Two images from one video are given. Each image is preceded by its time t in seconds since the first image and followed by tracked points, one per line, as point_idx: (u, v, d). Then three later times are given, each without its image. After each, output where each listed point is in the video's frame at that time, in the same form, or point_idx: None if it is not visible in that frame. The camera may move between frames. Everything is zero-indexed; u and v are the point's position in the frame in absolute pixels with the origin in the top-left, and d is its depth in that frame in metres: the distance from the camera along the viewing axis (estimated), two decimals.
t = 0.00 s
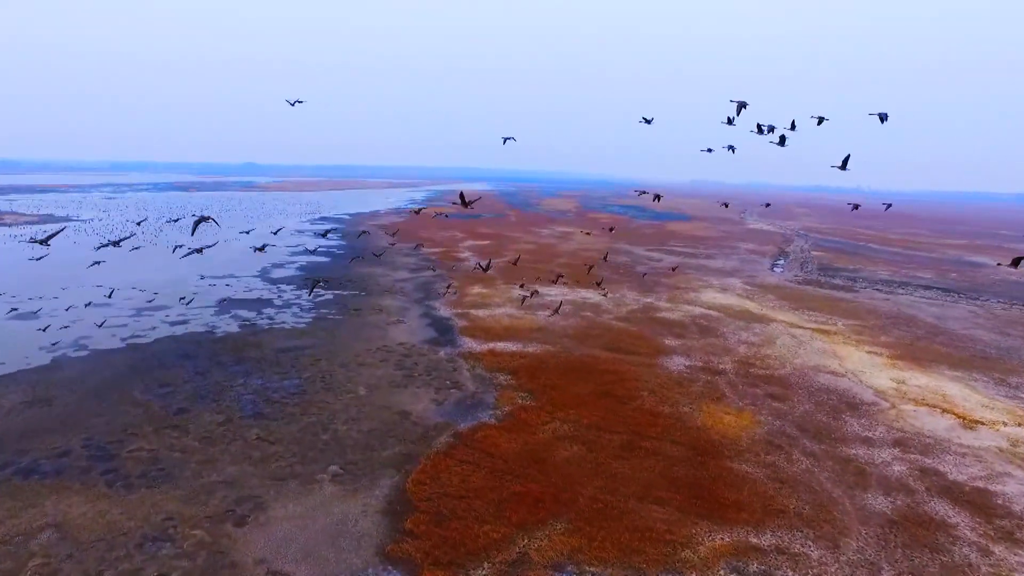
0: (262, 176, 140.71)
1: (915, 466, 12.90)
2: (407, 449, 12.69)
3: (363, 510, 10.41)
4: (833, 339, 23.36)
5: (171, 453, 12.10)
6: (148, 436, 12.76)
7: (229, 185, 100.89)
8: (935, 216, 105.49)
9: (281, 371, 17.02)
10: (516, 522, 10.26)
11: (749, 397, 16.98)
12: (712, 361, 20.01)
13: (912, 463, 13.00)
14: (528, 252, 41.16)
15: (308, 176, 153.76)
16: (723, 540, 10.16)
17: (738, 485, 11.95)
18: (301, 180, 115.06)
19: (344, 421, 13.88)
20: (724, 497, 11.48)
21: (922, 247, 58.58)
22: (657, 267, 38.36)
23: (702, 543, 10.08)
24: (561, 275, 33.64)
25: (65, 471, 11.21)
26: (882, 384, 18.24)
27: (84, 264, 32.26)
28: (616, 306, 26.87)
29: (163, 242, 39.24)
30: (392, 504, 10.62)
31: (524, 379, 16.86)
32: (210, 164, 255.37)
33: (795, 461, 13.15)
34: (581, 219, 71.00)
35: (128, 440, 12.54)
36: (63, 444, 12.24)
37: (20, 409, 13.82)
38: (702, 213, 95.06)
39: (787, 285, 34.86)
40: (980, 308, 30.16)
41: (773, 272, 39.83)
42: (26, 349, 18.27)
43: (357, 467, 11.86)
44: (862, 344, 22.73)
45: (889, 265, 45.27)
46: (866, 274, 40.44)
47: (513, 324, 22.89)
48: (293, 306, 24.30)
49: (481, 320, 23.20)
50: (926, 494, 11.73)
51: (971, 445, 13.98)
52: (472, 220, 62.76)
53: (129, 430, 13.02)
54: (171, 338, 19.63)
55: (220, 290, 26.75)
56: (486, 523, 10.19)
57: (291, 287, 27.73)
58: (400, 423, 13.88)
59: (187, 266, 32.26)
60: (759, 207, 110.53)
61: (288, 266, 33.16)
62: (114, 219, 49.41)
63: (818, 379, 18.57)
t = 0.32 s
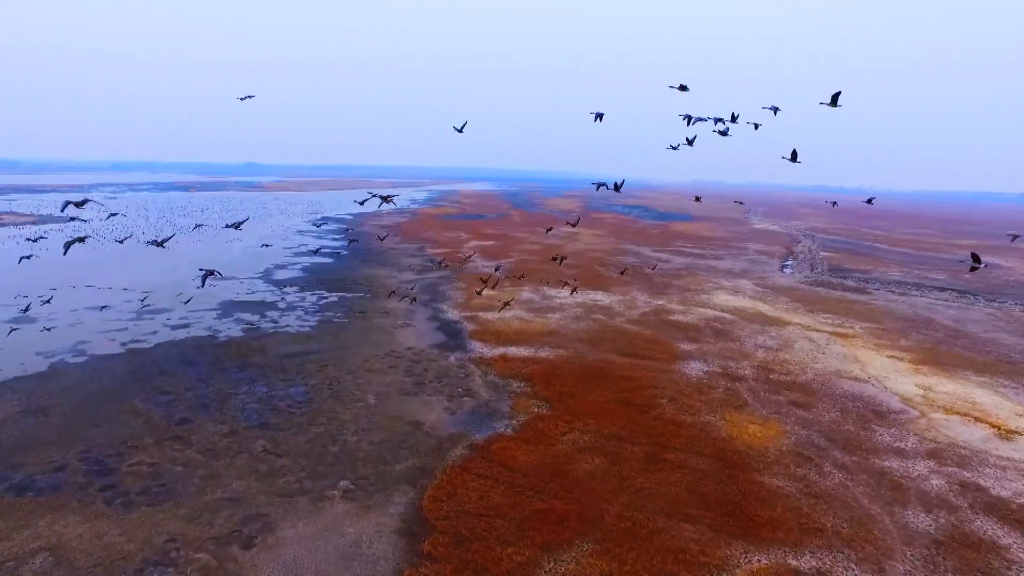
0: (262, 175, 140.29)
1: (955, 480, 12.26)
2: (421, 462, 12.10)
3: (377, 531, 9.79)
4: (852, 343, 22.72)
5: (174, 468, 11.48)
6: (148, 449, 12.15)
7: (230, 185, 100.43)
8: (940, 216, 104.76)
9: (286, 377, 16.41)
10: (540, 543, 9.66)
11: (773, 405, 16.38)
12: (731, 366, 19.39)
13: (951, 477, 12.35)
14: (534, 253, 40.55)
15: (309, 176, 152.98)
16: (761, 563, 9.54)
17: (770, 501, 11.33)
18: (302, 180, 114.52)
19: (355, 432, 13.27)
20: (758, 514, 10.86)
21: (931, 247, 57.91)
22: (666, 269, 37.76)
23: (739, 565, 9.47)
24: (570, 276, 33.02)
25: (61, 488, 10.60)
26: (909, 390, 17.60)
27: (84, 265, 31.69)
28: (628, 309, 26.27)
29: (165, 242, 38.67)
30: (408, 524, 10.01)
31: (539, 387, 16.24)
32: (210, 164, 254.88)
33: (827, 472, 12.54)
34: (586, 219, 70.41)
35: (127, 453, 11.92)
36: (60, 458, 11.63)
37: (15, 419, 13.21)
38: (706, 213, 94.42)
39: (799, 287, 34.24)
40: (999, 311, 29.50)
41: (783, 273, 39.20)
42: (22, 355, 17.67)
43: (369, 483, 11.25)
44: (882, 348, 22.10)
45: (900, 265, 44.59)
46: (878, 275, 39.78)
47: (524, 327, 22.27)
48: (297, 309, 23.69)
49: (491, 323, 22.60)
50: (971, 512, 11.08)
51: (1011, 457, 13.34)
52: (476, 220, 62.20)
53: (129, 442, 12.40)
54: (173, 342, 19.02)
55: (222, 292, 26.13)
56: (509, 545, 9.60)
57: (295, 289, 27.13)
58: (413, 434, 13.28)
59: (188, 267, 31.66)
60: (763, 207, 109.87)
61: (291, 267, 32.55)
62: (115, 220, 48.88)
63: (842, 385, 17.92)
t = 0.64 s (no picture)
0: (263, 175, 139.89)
1: (999, 496, 11.63)
2: (437, 477, 11.49)
3: (393, 554, 9.20)
4: (872, 348, 22.09)
5: (177, 483, 10.89)
6: (149, 462, 11.55)
7: (230, 185, 99.85)
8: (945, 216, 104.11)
9: (292, 384, 15.80)
10: (568, 567, 9.09)
11: (798, 413, 15.76)
12: (751, 372, 18.77)
13: (995, 494, 11.73)
14: (540, 254, 39.91)
15: (309, 177, 152.31)
16: None
17: (807, 518, 10.72)
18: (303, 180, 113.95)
19: (365, 443, 12.67)
20: (794, 532, 10.26)
21: (940, 248, 57.25)
22: (674, 270, 37.13)
23: None
24: (578, 278, 32.38)
25: (57, 506, 10.01)
26: (937, 397, 16.95)
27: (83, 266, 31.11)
28: (640, 312, 25.65)
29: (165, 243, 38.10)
30: (425, 546, 9.41)
31: (555, 395, 15.62)
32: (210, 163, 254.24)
33: (863, 485, 11.92)
34: (590, 219, 69.77)
35: (127, 467, 11.31)
36: (55, 473, 11.03)
37: (8, 430, 12.61)
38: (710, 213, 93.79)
39: (812, 288, 33.60)
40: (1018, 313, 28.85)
41: (794, 274, 38.55)
42: (17, 361, 17.06)
43: (383, 500, 10.64)
44: (904, 353, 21.47)
45: (911, 266, 43.92)
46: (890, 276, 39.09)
47: (535, 331, 21.66)
48: (302, 312, 23.08)
49: (501, 327, 21.96)
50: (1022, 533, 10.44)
51: None
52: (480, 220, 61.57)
53: (128, 455, 11.79)
54: (174, 347, 18.41)
55: (224, 294, 25.53)
56: (535, 569, 9.04)
57: (298, 292, 26.51)
58: (427, 446, 12.67)
59: (189, 269, 31.04)
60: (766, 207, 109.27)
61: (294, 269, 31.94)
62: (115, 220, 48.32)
63: (869, 392, 17.27)
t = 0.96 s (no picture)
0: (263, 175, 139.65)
1: None
2: (454, 493, 10.91)
3: None
4: (892, 353, 21.48)
5: (180, 500, 10.29)
6: (151, 478, 10.96)
7: (231, 185, 99.42)
8: (948, 215, 103.68)
9: (298, 392, 15.20)
10: None
11: (824, 422, 15.17)
12: (772, 378, 18.15)
13: None
14: (547, 256, 39.35)
15: (309, 176, 152.02)
16: None
17: (848, 538, 10.13)
18: (304, 180, 113.64)
19: (378, 456, 12.08)
20: (836, 554, 9.67)
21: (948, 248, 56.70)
22: (683, 271, 36.57)
23: None
24: (587, 280, 31.82)
25: (52, 526, 9.42)
26: (967, 406, 16.36)
27: (83, 268, 30.52)
28: (652, 315, 25.08)
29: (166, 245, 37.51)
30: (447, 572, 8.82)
31: (572, 404, 15.03)
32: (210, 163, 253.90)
33: (903, 501, 11.32)
34: (593, 220, 69.22)
35: (127, 483, 10.72)
36: (51, 490, 10.43)
37: (3, 443, 12.01)
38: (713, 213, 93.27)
39: (824, 291, 33.04)
40: None
41: (804, 276, 37.99)
42: (14, 367, 16.46)
43: (399, 519, 10.05)
44: (927, 358, 20.86)
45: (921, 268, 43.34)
46: (901, 278, 38.54)
47: (547, 335, 21.08)
48: (307, 315, 22.50)
49: (512, 331, 21.40)
50: None
51: None
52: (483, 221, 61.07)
53: (129, 469, 11.20)
54: (176, 353, 17.82)
55: (227, 297, 24.94)
56: None
57: (303, 294, 25.93)
58: (442, 459, 12.08)
59: (190, 270, 30.43)
60: (769, 207, 108.79)
61: (298, 271, 31.36)
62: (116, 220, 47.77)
63: (895, 400, 16.67)
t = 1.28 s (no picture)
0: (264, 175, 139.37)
1: None
2: (474, 511, 10.31)
3: None
4: (915, 358, 20.88)
5: (184, 519, 9.69)
6: (153, 494, 10.37)
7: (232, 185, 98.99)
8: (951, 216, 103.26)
9: (305, 401, 14.61)
10: None
11: (853, 432, 14.56)
12: (794, 386, 17.52)
13: None
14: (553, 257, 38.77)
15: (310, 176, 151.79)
16: None
17: (895, 561, 9.54)
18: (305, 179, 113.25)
19: (391, 470, 11.48)
20: None
21: (957, 249, 56.15)
22: (693, 273, 35.98)
23: None
24: (596, 282, 31.23)
25: (48, 550, 8.82)
26: (1000, 415, 15.76)
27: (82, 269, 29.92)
28: (665, 318, 24.50)
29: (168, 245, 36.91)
30: None
31: (591, 413, 14.42)
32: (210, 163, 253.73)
33: (948, 519, 10.73)
34: (597, 220, 68.65)
35: (127, 501, 10.12)
36: (47, 508, 9.84)
37: None
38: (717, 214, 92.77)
39: (836, 293, 32.45)
40: None
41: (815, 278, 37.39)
42: (10, 373, 15.86)
43: (417, 540, 9.46)
44: (951, 364, 20.26)
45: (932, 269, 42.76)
46: (913, 280, 37.97)
47: (560, 340, 20.47)
48: (312, 319, 21.90)
49: (524, 336, 20.80)
50: None
51: None
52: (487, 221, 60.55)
53: (130, 485, 10.59)
54: (177, 358, 17.21)
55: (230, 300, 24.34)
56: None
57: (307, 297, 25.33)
58: (459, 473, 11.48)
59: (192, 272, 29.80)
60: (772, 207, 108.33)
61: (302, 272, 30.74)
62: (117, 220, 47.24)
63: (925, 409, 16.06)
